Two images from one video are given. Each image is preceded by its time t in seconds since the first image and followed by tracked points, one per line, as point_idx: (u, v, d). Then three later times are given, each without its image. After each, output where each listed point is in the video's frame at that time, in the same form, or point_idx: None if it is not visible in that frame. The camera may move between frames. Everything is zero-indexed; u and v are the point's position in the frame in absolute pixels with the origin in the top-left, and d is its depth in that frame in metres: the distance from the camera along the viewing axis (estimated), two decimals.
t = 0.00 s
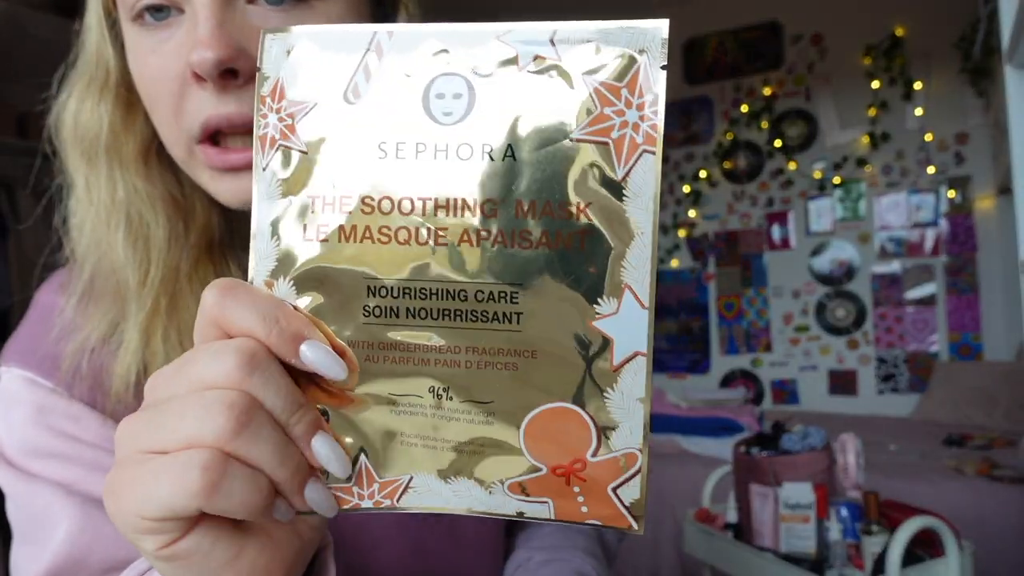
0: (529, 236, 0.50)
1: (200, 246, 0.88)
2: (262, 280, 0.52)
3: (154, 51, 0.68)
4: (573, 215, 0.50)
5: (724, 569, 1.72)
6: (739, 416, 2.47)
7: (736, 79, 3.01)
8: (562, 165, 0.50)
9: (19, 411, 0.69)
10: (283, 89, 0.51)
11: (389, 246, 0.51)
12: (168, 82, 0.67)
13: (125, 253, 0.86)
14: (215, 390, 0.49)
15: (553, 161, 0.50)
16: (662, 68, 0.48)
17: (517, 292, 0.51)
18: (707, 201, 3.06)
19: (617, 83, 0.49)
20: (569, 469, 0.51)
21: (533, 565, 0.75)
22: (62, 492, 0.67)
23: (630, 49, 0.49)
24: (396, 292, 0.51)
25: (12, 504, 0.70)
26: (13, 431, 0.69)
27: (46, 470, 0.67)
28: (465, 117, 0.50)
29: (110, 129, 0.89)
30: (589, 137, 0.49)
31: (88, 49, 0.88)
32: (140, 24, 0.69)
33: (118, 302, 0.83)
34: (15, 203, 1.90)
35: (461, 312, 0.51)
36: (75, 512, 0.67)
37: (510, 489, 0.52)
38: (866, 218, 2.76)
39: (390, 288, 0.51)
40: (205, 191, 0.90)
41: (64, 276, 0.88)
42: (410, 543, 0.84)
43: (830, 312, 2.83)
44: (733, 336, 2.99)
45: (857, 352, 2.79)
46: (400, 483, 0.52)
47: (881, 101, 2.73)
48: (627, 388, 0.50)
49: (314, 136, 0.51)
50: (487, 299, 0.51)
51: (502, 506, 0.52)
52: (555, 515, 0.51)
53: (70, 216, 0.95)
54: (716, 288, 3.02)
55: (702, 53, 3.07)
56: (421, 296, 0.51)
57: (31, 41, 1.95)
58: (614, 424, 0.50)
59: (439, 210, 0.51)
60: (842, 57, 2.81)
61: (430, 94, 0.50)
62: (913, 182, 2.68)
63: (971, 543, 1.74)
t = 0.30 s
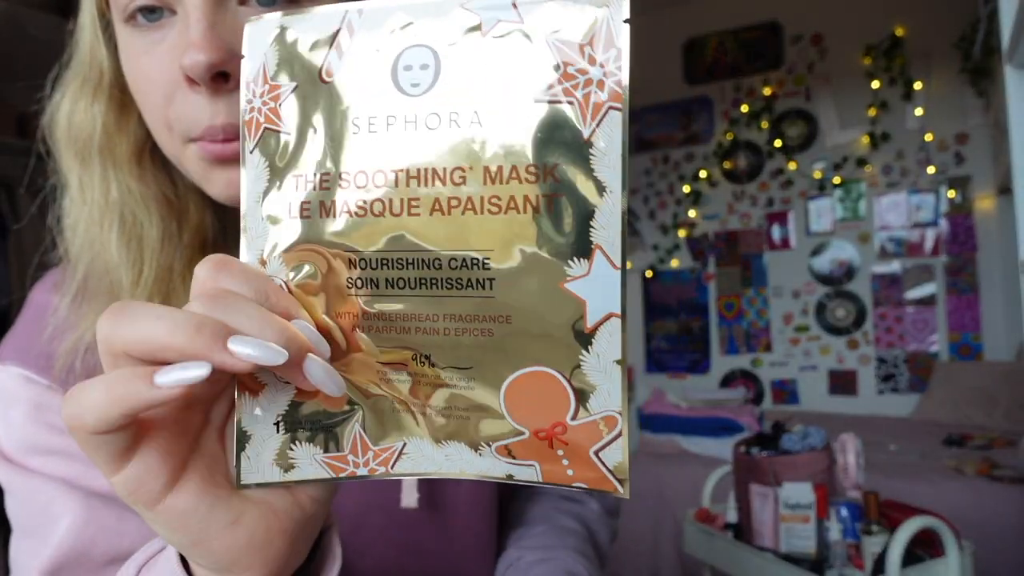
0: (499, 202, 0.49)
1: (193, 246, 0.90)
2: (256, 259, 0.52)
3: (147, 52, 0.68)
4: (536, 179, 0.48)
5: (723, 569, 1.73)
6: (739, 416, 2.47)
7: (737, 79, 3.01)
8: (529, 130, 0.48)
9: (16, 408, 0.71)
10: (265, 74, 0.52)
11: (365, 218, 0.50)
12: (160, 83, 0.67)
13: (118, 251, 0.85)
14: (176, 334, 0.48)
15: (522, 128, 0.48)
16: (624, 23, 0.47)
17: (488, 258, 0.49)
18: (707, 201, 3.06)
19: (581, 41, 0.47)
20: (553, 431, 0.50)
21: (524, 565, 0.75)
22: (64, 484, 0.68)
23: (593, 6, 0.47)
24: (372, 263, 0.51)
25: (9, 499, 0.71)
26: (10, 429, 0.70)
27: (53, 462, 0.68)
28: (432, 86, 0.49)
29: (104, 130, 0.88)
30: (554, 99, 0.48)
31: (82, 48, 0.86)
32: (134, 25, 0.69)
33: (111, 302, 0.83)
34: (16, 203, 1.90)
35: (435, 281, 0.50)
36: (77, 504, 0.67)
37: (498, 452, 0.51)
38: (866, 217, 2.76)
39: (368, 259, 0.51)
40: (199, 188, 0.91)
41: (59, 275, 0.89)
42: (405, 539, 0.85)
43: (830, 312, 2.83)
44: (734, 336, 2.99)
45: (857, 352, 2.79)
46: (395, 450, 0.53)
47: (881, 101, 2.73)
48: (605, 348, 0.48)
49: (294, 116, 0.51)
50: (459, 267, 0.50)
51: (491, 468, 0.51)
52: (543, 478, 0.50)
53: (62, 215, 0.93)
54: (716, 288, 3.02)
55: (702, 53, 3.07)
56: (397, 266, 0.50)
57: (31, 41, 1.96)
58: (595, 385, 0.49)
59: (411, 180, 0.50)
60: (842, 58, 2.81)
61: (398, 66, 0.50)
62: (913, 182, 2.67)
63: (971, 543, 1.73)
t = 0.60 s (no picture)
0: (509, 200, 0.50)
1: (194, 246, 0.89)
2: (272, 256, 0.52)
3: (147, 57, 0.68)
4: (544, 179, 0.49)
5: (724, 569, 1.73)
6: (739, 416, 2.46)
7: (736, 79, 3.01)
8: (541, 132, 0.49)
9: (21, 407, 0.71)
10: (283, 78, 0.52)
11: (379, 217, 0.51)
12: (164, 87, 0.67)
13: (121, 249, 0.85)
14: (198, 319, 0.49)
15: (532, 131, 0.49)
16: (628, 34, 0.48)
17: (499, 253, 0.50)
18: (707, 201, 3.06)
19: (586, 50, 0.49)
20: (560, 420, 0.51)
21: (520, 562, 0.75)
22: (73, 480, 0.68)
23: (595, 18, 0.48)
24: (386, 259, 0.51)
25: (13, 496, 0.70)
26: (15, 428, 0.70)
27: (61, 459, 0.69)
28: (444, 92, 0.50)
29: (106, 131, 0.88)
30: (562, 107, 0.49)
31: (82, 52, 0.86)
32: (138, 29, 0.69)
33: (115, 301, 0.83)
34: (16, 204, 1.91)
35: (448, 276, 0.51)
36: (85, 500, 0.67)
37: (507, 439, 0.52)
38: (866, 218, 2.76)
39: (381, 255, 0.51)
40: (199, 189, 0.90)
41: (61, 274, 0.88)
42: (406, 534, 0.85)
43: (830, 312, 2.83)
44: (734, 336, 2.99)
45: (857, 352, 2.79)
46: (406, 439, 0.53)
47: (881, 101, 2.73)
48: (610, 339, 0.50)
49: (313, 120, 0.51)
50: (471, 263, 0.50)
51: (498, 455, 0.52)
52: (550, 464, 0.51)
53: (65, 215, 0.94)
54: (716, 288, 3.02)
55: (702, 53, 3.07)
56: (411, 262, 0.51)
57: (30, 42, 1.96)
58: (600, 374, 0.50)
59: (425, 179, 0.50)
60: (842, 58, 2.81)
61: (412, 73, 0.50)
62: (913, 182, 2.67)
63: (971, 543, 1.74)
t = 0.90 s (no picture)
0: (506, 182, 0.51)
1: (202, 243, 0.88)
2: (272, 245, 0.52)
3: (160, 58, 0.67)
4: (537, 163, 0.51)
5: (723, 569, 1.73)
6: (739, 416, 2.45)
7: (736, 79, 3.00)
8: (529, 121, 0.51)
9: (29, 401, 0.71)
10: (274, 73, 0.51)
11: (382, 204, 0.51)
12: (173, 86, 0.67)
13: (133, 245, 0.84)
14: (239, 316, 0.48)
15: (523, 121, 0.51)
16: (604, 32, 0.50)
17: (498, 231, 0.51)
18: (707, 201, 3.05)
19: (566, 46, 0.50)
20: (558, 380, 0.52)
21: (520, 557, 0.76)
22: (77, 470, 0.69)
23: (574, 18, 0.50)
24: (387, 241, 0.51)
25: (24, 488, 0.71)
26: (26, 420, 0.71)
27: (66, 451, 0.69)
28: (441, 85, 0.51)
29: (117, 130, 0.86)
30: (551, 98, 0.50)
31: (95, 55, 0.84)
32: (150, 28, 0.68)
33: (125, 297, 0.82)
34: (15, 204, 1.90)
35: (450, 255, 0.51)
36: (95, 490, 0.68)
37: (508, 403, 0.53)
38: (867, 217, 2.75)
39: (382, 237, 0.51)
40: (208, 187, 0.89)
41: (71, 270, 0.86)
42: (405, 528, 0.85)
43: (830, 312, 2.83)
44: (734, 336, 2.99)
45: (857, 352, 2.79)
46: (411, 412, 0.53)
47: (881, 101, 2.73)
48: (601, 303, 0.52)
49: (308, 112, 0.51)
50: (472, 241, 0.51)
51: (500, 418, 0.53)
52: (549, 424, 0.53)
53: (75, 216, 0.92)
54: (716, 288, 3.01)
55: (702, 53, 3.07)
56: (412, 243, 0.51)
57: (31, 42, 1.95)
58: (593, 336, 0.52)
59: (425, 167, 0.51)
60: (842, 57, 2.81)
61: (407, 67, 0.51)
62: (914, 182, 2.67)
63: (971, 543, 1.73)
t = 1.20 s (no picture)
0: (485, 194, 0.52)
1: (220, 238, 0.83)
2: (254, 249, 0.51)
3: (181, 62, 0.64)
4: (513, 176, 0.52)
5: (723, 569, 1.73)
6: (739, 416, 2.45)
7: (736, 79, 3.00)
8: (507, 134, 0.52)
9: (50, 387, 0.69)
10: (259, 81, 0.51)
11: (363, 211, 0.52)
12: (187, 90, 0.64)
13: (149, 243, 0.79)
14: (222, 321, 0.48)
15: (504, 132, 0.52)
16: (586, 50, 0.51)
17: (477, 240, 0.52)
18: (707, 201, 3.05)
19: (547, 61, 0.51)
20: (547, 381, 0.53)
21: (524, 550, 0.76)
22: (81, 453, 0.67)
23: (557, 35, 0.51)
24: (369, 250, 0.52)
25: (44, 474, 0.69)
26: (45, 405, 0.68)
27: (76, 431, 0.67)
28: (424, 99, 0.51)
29: (136, 128, 0.82)
30: (529, 112, 0.51)
31: (121, 58, 0.81)
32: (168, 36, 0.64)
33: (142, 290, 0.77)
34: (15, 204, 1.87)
35: (430, 263, 0.52)
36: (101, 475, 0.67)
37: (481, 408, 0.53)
38: (867, 217, 2.76)
39: (365, 246, 0.51)
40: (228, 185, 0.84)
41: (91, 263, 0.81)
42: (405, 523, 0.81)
43: (830, 312, 2.83)
44: (734, 336, 2.99)
45: (857, 352, 2.79)
46: (388, 414, 0.53)
47: (881, 101, 2.73)
48: (575, 308, 0.53)
49: (293, 122, 0.51)
50: (453, 249, 0.52)
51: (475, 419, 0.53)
52: (521, 427, 0.53)
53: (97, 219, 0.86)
54: (716, 288, 3.01)
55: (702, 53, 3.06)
56: (394, 250, 0.52)
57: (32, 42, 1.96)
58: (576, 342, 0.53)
59: (408, 176, 0.52)
60: (842, 57, 2.81)
61: (391, 79, 0.51)
62: (914, 182, 2.67)
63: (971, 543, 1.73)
